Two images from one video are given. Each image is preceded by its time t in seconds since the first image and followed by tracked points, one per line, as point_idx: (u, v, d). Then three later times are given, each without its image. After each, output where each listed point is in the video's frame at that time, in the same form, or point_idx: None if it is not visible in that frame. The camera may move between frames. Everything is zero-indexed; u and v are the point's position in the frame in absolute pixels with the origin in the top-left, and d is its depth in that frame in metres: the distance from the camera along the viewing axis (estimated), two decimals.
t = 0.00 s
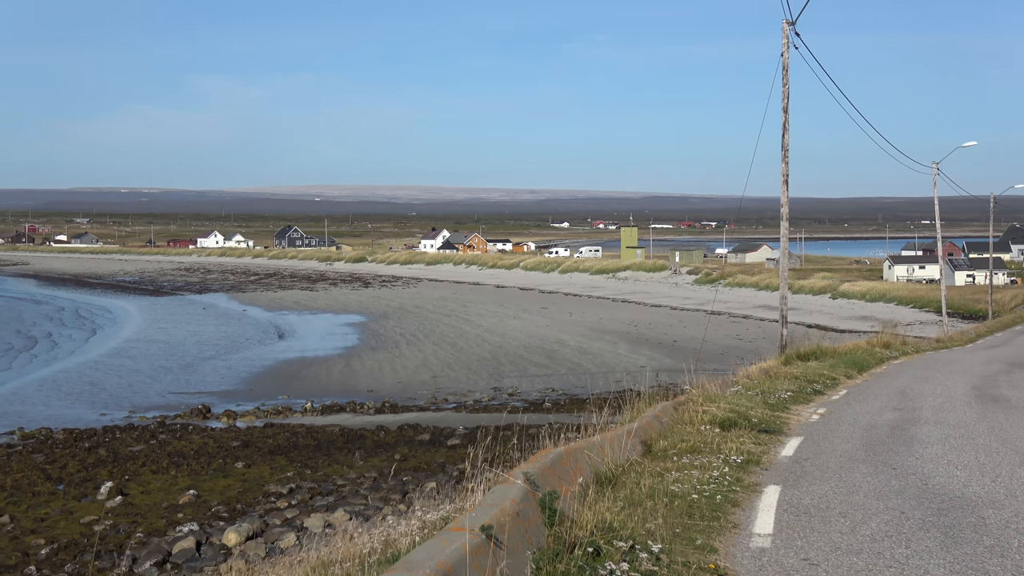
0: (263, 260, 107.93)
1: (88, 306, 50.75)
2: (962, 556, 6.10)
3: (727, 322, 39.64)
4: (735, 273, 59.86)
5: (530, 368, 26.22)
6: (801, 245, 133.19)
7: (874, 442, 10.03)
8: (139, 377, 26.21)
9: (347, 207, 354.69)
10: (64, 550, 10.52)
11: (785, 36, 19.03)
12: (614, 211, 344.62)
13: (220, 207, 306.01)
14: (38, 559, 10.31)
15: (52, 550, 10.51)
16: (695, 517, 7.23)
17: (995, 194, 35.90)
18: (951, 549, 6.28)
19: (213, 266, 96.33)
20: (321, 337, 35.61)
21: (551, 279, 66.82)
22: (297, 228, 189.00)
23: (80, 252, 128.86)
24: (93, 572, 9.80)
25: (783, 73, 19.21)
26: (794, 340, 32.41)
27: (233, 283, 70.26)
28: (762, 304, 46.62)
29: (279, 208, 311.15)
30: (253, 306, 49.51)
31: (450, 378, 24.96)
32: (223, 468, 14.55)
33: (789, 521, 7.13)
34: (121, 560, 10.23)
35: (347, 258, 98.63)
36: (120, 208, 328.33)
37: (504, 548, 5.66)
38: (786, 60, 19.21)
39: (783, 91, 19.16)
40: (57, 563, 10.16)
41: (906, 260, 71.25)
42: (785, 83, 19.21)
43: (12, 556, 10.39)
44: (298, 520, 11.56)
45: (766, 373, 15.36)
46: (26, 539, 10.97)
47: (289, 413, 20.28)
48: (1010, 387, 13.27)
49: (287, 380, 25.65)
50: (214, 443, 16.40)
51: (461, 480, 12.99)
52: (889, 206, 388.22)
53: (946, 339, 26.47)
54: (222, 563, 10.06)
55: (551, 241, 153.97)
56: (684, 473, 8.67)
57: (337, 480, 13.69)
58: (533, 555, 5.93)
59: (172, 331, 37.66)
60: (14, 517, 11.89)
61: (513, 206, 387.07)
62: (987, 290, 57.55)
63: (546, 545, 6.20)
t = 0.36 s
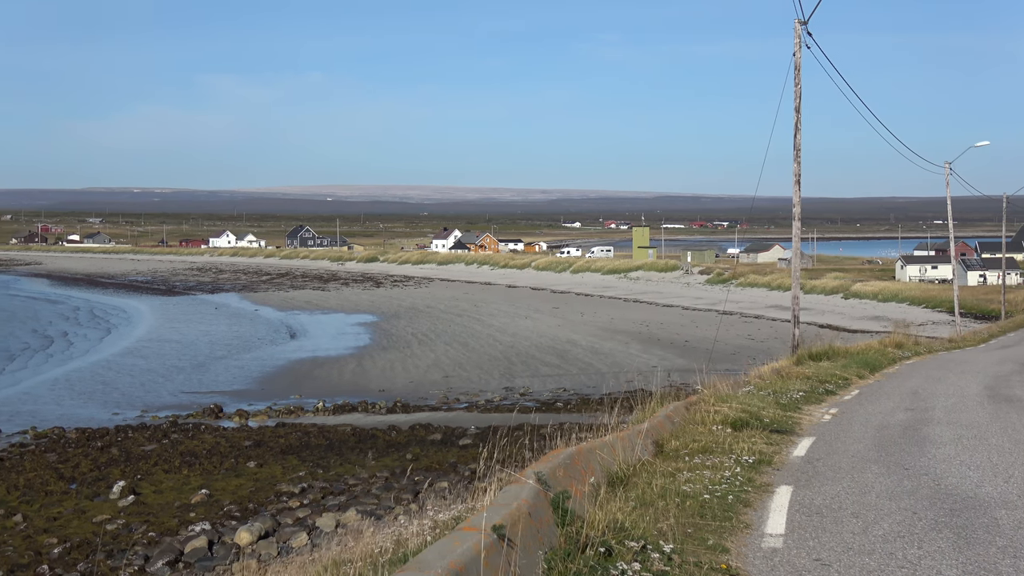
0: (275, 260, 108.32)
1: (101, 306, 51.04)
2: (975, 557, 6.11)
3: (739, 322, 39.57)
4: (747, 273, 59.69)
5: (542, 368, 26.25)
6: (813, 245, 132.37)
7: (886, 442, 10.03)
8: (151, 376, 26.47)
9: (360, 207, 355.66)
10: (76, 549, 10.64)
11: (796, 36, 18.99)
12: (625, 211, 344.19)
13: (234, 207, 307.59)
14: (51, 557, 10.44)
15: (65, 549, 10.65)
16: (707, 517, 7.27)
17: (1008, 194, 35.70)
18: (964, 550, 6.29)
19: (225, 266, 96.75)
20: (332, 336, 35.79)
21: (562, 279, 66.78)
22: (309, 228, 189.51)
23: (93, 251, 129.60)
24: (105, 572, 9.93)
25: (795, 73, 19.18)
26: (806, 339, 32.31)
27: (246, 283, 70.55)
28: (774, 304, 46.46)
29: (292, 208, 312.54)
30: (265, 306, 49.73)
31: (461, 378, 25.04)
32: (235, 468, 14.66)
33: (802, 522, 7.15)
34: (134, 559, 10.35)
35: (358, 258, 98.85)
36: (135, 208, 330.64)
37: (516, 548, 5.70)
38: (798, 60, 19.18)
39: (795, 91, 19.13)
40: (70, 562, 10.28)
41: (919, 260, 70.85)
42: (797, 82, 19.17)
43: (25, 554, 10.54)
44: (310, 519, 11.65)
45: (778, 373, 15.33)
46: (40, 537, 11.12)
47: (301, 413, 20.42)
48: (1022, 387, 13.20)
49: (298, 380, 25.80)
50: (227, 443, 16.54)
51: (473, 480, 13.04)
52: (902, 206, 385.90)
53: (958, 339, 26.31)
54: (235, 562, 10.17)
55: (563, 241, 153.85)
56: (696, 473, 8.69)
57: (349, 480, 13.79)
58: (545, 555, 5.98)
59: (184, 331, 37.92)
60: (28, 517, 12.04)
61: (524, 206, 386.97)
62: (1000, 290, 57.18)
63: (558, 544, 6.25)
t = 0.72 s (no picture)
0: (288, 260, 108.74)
1: (116, 306, 51.34)
2: (988, 557, 6.13)
3: (752, 322, 39.46)
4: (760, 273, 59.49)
5: (554, 368, 26.28)
6: (826, 245, 131.62)
7: (899, 442, 10.02)
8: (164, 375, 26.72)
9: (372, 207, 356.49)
10: (89, 549, 10.77)
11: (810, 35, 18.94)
12: (637, 211, 343.69)
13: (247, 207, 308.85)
14: (64, 557, 10.58)
15: (78, 548, 10.78)
16: (719, 517, 7.30)
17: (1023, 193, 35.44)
18: (977, 551, 6.30)
19: (238, 266, 97.22)
20: (344, 336, 35.98)
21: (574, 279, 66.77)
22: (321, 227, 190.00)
23: (107, 251, 130.40)
24: (118, 571, 10.04)
25: (808, 73, 19.14)
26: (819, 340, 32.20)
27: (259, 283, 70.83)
28: (786, 304, 46.29)
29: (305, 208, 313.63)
30: (278, 306, 49.99)
31: (474, 378, 25.12)
32: (247, 468, 14.77)
33: (814, 522, 7.17)
34: (147, 558, 10.47)
35: (371, 258, 99.11)
36: (149, 207, 332.58)
37: (528, 548, 5.76)
38: (811, 59, 19.14)
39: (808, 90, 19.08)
40: (83, 561, 10.40)
41: (932, 260, 70.43)
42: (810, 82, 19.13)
43: (39, 554, 10.68)
44: (323, 519, 11.74)
45: (790, 373, 15.30)
46: (53, 537, 11.25)
47: (313, 412, 20.56)
48: None
49: (311, 379, 25.95)
50: (240, 442, 16.67)
51: (484, 480, 13.09)
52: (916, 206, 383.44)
53: (972, 339, 26.14)
54: (247, 561, 10.27)
55: (575, 241, 153.75)
56: (708, 473, 8.72)
57: (361, 479, 13.88)
58: (557, 555, 6.03)
59: (197, 330, 38.20)
60: (41, 516, 12.18)
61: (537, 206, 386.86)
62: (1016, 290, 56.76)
63: (570, 544, 6.30)
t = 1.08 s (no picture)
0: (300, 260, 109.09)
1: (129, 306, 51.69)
2: (1001, 558, 6.13)
3: (763, 322, 39.36)
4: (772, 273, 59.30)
5: (565, 368, 26.32)
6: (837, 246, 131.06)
7: (911, 443, 10.02)
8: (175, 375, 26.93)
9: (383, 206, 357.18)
10: (101, 548, 10.89)
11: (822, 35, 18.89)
12: (649, 210, 343.04)
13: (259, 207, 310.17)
14: (76, 556, 10.70)
15: (90, 547, 10.91)
16: (730, 518, 7.34)
17: None
18: (989, 551, 6.31)
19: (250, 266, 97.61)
20: (356, 336, 36.12)
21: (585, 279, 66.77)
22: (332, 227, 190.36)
23: (119, 251, 131.14)
24: (131, 570, 10.16)
25: (820, 73, 19.08)
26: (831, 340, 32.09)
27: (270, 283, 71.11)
28: (798, 304, 46.14)
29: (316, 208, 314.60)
30: (290, 306, 50.21)
31: (485, 377, 25.20)
32: (259, 467, 14.89)
33: (826, 523, 7.19)
34: (159, 557, 10.59)
35: (382, 258, 99.33)
36: (163, 207, 334.54)
37: (539, 548, 5.81)
38: (823, 59, 19.09)
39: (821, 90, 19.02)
40: (95, 560, 10.53)
41: (944, 260, 70.06)
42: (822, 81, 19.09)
43: (51, 553, 10.81)
44: (335, 519, 11.82)
45: (802, 373, 15.28)
46: (65, 536, 11.38)
47: (325, 412, 20.68)
48: None
49: (322, 379, 26.09)
50: (252, 442, 16.79)
51: (495, 480, 13.14)
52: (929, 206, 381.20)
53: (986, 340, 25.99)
54: (259, 561, 10.35)
55: (586, 241, 153.69)
56: (719, 473, 8.75)
57: (373, 479, 13.97)
58: (569, 555, 6.08)
59: (209, 330, 38.45)
60: (53, 515, 12.32)
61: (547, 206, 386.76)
62: None
63: (582, 544, 6.35)
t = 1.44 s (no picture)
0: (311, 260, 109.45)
1: (142, 306, 51.99)
2: (1013, 559, 6.14)
3: (775, 322, 39.24)
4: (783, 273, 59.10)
5: (576, 368, 26.34)
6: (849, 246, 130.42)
7: (923, 443, 10.02)
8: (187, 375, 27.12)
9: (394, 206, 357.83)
10: (113, 547, 11.01)
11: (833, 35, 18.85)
12: (659, 210, 342.43)
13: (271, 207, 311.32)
14: (89, 555, 10.83)
15: (102, 547, 11.03)
16: (741, 518, 7.37)
17: None
18: (1001, 552, 6.31)
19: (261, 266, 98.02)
20: (367, 336, 36.24)
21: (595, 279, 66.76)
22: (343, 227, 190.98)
23: (133, 251, 131.93)
24: (143, 570, 10.27)
25: (832, 73, 19.05)
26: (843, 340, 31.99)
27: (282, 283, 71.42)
28: (810, 304, 45.98)
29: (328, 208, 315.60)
30: (301, 306, 50.42)
31: (496, 378, 25.26)
32: (271, 467, 15.00)
33: (837, 523, 7.21)
34: (171, 556, 10.70)
35: (393, 258, 99.55)
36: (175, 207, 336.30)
37: (549, 547, 5.86)
38: (834, 59, 19.07)
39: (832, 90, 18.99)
40: (107, 560, 10.65)
41: (957, 260, 69.66)
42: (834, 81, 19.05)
43: (63, 553, 10.93)
44: (346, 519, 11.90)
45: (813, 374, 15.27)
46: (78, 535, 11.52)
47: (336, 412, 20.78)
48: None
49: (332, 379, 26.22)
50: (264, 442, 16.89)
51: (506, 481, 13.19)
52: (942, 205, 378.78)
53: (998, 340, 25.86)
54: (270, 561, 10.44)
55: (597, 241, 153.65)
56: (731, 473, 8.77)
57: (384, 479, 14.05)
58: (580, 555, 6.12)
59: (220, 330, 38.69)
60: (66, 515, 12.45)
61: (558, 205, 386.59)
62: None
63: (593, 544, 6.39)
